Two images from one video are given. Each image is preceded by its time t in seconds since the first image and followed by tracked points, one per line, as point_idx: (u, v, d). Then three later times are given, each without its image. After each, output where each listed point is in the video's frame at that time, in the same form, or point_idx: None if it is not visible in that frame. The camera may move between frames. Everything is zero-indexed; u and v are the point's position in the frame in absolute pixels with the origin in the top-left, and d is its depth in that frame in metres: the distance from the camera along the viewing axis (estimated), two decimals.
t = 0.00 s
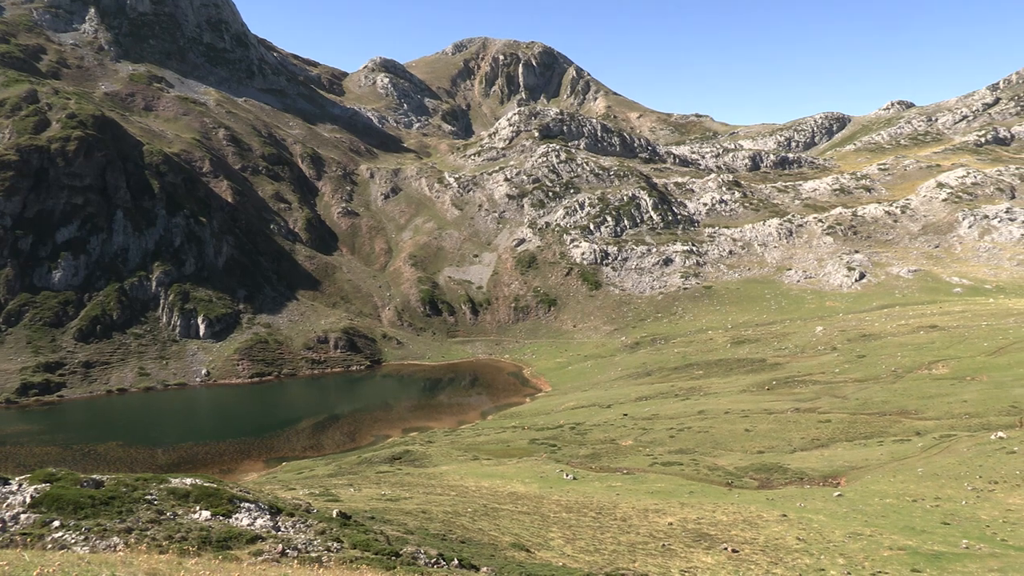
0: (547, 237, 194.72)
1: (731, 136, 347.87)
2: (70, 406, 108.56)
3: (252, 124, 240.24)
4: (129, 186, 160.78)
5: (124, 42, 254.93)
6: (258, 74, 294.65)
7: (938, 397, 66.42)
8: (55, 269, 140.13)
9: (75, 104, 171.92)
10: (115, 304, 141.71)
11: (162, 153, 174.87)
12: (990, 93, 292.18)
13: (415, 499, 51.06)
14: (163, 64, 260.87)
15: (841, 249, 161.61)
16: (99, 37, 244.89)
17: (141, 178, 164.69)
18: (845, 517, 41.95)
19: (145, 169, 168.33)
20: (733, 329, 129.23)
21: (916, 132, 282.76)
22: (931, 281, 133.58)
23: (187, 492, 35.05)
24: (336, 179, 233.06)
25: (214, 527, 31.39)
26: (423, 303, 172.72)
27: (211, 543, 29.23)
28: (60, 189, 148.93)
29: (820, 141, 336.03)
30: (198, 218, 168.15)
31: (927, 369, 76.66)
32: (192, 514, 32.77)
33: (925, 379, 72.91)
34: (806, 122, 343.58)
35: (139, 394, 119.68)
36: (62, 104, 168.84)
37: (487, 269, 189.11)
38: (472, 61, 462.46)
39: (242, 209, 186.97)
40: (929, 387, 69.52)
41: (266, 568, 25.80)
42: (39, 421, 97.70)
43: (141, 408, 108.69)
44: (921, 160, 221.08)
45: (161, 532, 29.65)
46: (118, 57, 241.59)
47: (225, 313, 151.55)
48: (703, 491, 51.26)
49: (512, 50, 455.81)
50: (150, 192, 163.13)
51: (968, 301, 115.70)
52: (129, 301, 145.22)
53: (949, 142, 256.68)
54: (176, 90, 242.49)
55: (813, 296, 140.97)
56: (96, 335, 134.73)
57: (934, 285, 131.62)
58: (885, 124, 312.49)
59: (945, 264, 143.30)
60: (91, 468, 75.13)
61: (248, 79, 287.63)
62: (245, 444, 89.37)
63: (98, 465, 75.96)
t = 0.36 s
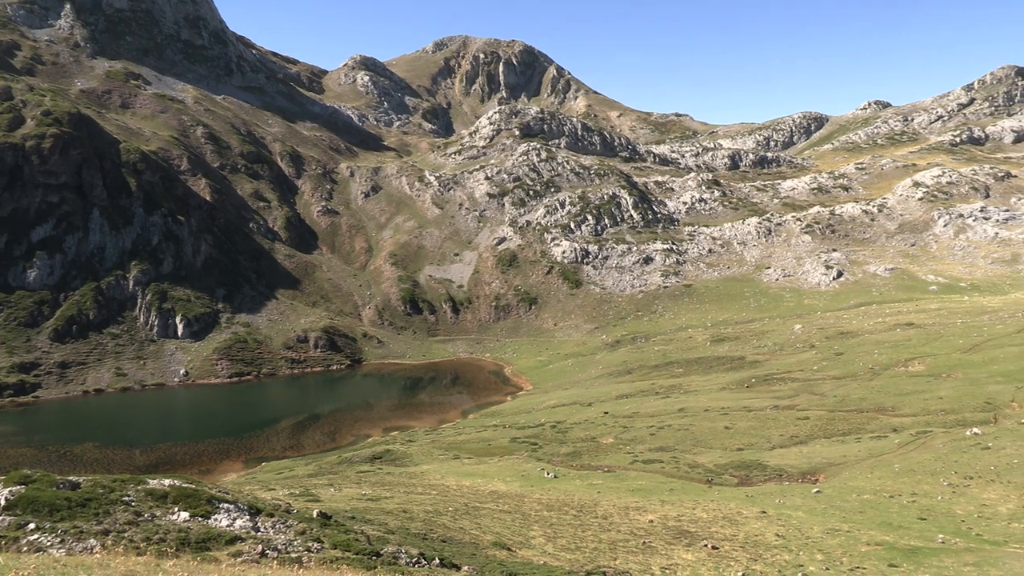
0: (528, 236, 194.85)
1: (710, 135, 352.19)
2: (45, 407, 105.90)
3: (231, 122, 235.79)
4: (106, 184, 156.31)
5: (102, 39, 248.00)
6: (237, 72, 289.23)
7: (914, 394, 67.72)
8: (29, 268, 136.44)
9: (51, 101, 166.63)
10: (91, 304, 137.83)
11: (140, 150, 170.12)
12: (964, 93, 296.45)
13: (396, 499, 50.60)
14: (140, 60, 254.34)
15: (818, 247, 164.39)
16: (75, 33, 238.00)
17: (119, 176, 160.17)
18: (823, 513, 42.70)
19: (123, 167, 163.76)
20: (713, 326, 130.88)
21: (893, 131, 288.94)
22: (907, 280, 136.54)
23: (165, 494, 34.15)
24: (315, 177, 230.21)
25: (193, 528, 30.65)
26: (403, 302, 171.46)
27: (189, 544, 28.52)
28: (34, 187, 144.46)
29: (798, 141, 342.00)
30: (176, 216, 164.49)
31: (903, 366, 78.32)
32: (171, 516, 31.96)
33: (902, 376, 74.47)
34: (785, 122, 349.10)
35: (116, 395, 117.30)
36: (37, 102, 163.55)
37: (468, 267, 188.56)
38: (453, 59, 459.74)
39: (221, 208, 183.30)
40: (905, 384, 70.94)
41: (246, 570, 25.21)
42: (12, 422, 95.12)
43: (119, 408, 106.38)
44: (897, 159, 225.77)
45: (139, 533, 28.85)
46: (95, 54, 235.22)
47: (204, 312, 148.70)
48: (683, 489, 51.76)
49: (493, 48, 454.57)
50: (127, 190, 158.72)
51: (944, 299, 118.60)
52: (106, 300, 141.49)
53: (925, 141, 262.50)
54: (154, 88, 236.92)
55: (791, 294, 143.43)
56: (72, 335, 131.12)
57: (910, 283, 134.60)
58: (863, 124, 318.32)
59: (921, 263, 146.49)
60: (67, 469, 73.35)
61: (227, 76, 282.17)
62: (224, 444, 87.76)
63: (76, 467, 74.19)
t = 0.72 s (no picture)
0: (508, 235, 194.75)
1: (689, 135, 355.92)
2: (19, 410, 103.55)
3: (208, 119, 231.00)
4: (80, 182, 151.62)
5: (76, 36, 241.62)
6: (215, 69, 283.43)
7: (889, 391, 69.28)
8: None
9: (23, 98, 161.09)
10: (66, 304, 134.60)
11: (115, 148, 165.02)
12: (939, 94, 300.38)
13: (376, 499, 50.07)
14: (116, 58, 248.14)
15: (795, 247, 167.07)
16: (48, 30, 231.70)
17: (94, 173, 155.49)
18: (800, 509, 43.44)
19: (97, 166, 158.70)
20: (692, 325, 132.38)
21: (869, 132, 294.85)
22: (882, 279, 139.64)
23: (142, 495, 33.23)
24: (294, 176, 226.96)
25: (171, 530, 29.88)
26: (383, 301, 170.01)
27: (166, 546, 27.82)
28: (5, 185, 138.68)
29: (776, 141, 347.54)
30: (153, 215, 160.85)
31: (879, 364, 80.07)
32: (147, 518, 31.15)
33: (878, 374, 76.13)
34: (763, 122, 354.33)
35: (91, 397, 114.84)
36: (10, 99, 158.11)
37: (448, 267, 187.75)
38: (432, 58, 456.64)
39: (198, 207, 179.23)
40: (881, 382, 72.42)
41: (224, 572, 24.58)
42: None
43: (95, 409, 104.26)
44: (874, 160, 230.43)
45: (115, 535, 28.00)
46: (68, 51, 229.17)
47: (181, 312, 145.94)
48: (663, 487, 52.18)
49: (472, 47, 453.04)
50: (102, 189, 154.06)
51: (918, 298, 121.58)
52: (81, 300, 138.34)
53: (900, 142, 268.28)
54: (130, 86, 231.34)
55: (769, 293, 145.73)
56: (46, 335, 128.20)
57: (885, 282, 137.68)
58: (840, 124, 323.92)
59: (896, 262, 150.01)
60: (42, 472, 71.76)
61: (204, 74, 276.14)
62: (202, 444, 86.13)
63: (50, 469, 72.60)
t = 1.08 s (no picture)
0: (491, 233, 194.41)
1: (671, 133, 358.74)
2: None
3: (188, 117, 226.06)
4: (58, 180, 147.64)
5: (53, 32, 236.04)
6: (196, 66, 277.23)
7: (868, 388, 70.56)
8: None
9: None
10: (43, 303, 131.81)
11: (94, 147, 161.00)
12: (917, 93, 304.86)
13: (359, 497, 49.58)
14: (94, 55, 242.76)
15: (776, 244, 169.43)
16: (25, 26, 226.34)
17: (72, 172, 151.37)
18: (781, 505, 44.02)
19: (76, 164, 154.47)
20: (675, 322, 133.70)
21: (849, 130, 299.43)
22: (863, 275, 142.56)
23: (123, 496, 32.49)
24: (276, 174, 223.76)
25: (152, 531, 29.23)
26: (365, 300, 168.57)
27: (148, 547, 27.15)
28: None
29: (757, 139, 351.90)
30: (133, 214, 157.58)
31: (859, 361, 81.52)
32: (128, 519, 30.42)
33: (859, 371, 77.51)
34: (744, 121, 358.36)
35: (70, 397, 112.49)
36: None
37: (431, 265, 186.80)
38: (415, 55, 453.27)
39: (179, 206, 175.57)
40: (861, 379, 73.86)
41: (204, 572, 24.02)
42: None
43: (74, 409, 102.16)
44: (854, 158, 234.48)
45: (96, 537, 27.27)
46: (45, 48, 223.85)
47: (162, 311, 143.67)
48: (646, 484, 52.43)
49: (455, 44, 450.94)
50: (81, 188, 150.32)
51: (898, 295, 124.25)
52: (60, 300, 135.56)
53: (880, 140, 272.86)
54: (109, 83, 226.11)
55: (750, 290, 147.65)
56: (24, 335, 125.84)
57: (866, 279, 140.55)
58: (821, 122, 328.57)
59: (876, 259, 153.31)
60: (20, 473, 70.13)
61: (184, 71, 269.88)
62: (183, 445, 84.61)
63: (28, 470, 70.98)
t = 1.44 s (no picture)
0: (468, 232, 193.72)
1: (647, 133, 362.04)
2: None
3: (161, 115, 220.24)
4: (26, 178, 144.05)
5: (20, 28, 228.77)
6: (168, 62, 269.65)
7: (841, 384, 72.31)
8: None
9: None
10: (11, 304, 128.43)
11: (65, 145, 156.21)
12: (889, 93, 306.76)
13: (336, 498, 48.82)
14: (64, 51, 235.82)
15: (751, 243, 172.20)
16: None
17: (41, 169, 147.21)
18: (756, 502, 44.81)
19: (45, 161, 149.49)
20: (651, 321, 135.12)
21: (822, 129, 305.37)
22: (836, 274, 145.86)
23: (94, 499, 31.50)
24: (251, 172, 219.26)
25: (125, 534, 28.29)
26: (341, 299, 166.38)
27: (120, 550, 26.27)
28: None
29: (732, 138, 357.49)
30: (104, 212, 153.58)
31: (833, 358, 83.42)
32: (100, 522, 29.40)
33: (832, 367, 79.33)
34: (719, 121, 363.56)
35: (39, 399, 109.25)
36: None
37: (408, 264, 185.27)
38: (391, 54, 448.88)
39: (152, 204, 170.94)
40: (835, 375, 75.60)
41: None
42: None
43: (43, 411, 98.99)
44: (827, 157, 239.45)
45: (66, 541, 26.26)
46: (11, 43, 216.59)
47: (135, 311, 140.42)
48: (622, 481, 52.89)
49: (431, 43, 448.01)
50: (50, 186, 146.04)
51: (870, 293, 127.30)
52: (29, 300, 132.15)
53: (851, 139, 279.05)
54: (80, 80, 218.94)
55: (725, 288, 149.90)
56: None
57: (839, 277, 143.93)
58: (794, 122, 334.61)
59: (849, 258, 157.08)
60: None
61: (157, 68, 262.62)
62: (156, 447, 82.31)
63: None
